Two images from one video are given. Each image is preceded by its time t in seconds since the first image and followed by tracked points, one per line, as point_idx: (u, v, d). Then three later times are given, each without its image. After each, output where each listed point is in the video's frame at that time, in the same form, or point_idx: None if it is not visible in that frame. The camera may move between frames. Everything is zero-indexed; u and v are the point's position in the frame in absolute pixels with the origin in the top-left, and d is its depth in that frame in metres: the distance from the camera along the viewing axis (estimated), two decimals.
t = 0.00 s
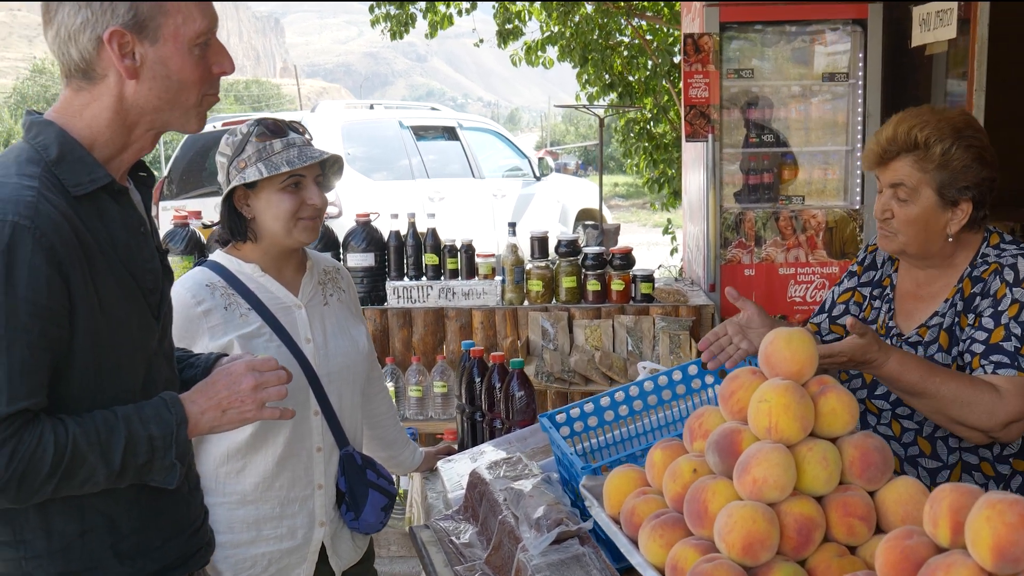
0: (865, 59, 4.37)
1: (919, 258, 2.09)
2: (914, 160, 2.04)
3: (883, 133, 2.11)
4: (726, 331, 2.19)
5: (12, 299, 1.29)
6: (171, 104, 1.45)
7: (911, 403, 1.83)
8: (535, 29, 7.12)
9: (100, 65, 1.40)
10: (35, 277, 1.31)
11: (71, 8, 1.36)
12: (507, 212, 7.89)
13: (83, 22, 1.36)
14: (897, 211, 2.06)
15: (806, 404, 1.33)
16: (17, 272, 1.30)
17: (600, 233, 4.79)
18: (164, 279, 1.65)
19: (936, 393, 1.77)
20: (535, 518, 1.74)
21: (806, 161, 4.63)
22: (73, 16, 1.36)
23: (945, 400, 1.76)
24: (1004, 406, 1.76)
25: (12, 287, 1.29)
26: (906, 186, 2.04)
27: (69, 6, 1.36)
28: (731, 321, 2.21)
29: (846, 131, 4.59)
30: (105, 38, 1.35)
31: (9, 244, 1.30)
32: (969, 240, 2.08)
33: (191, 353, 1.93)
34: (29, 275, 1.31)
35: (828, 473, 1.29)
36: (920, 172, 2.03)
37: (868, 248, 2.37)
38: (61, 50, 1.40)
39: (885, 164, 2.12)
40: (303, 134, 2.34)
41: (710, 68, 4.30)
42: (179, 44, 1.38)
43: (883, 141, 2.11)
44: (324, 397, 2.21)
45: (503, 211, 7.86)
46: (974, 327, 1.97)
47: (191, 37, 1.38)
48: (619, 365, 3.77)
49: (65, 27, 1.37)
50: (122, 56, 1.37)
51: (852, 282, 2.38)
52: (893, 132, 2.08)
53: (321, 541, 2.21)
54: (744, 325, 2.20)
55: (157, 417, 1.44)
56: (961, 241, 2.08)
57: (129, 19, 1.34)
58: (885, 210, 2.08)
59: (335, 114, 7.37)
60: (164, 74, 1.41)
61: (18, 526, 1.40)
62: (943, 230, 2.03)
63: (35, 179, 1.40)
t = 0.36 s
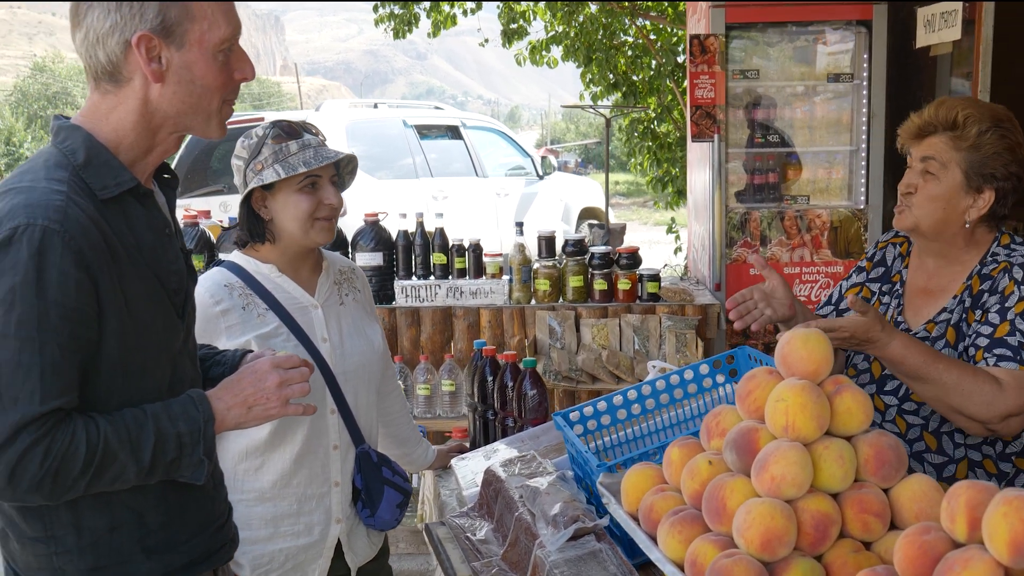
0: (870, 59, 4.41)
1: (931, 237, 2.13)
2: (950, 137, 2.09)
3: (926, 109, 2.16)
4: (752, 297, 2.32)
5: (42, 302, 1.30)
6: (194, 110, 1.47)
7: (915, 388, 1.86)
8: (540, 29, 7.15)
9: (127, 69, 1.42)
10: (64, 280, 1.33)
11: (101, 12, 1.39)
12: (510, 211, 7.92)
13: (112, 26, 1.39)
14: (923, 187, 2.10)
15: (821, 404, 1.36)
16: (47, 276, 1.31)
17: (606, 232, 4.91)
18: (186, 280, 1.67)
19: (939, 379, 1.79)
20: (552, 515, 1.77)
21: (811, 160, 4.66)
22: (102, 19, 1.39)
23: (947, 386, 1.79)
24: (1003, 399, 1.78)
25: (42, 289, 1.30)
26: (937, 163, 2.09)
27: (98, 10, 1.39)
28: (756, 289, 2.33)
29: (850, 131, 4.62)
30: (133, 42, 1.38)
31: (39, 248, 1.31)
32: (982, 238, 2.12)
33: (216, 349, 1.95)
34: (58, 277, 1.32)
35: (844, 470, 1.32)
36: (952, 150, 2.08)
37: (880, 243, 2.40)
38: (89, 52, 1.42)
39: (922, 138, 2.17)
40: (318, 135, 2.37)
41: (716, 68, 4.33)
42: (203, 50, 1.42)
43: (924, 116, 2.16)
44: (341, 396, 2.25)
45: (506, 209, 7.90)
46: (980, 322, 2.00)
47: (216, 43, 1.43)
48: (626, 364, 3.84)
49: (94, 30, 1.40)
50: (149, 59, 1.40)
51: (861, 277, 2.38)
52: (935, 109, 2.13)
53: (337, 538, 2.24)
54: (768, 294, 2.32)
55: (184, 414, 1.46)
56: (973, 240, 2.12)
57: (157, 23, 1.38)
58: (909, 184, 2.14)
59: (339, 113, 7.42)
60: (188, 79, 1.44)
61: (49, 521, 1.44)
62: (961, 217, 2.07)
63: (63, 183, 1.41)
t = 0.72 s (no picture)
0: (877, 59, 4.43)
1: (948, 246, 2.14)
2: (957, 147, 2.11)
3: (929, 120, 2.17)
4: (750, 338, 2.22)
5: (68, 304, 1.24)
6: (212, 108, 1.43)
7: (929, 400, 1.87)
8: (544, 28, 7.15)
9: (143, 70, 1.38)
10: (89, 280, 1.27)
11: (116, 14, 1.35)
12: (513, 209, 7.89)
13: (127, 28, 1.35)
14: (935, 198, 2.11)
15: (849, 404, 1.37)
16: (72, 277, 1.26)
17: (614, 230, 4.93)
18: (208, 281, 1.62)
19: (955, 391, 1.79)
20: (574, 514, 1.79)
21: (816, 160, 4.69)
22: (118, 21, 1.35)
23: (963, 397, 1.79)
24: (1020, 402, 1.79)
25: (66, 290, 1.25)
26: (946, 173, 2.11)
27: (113, 12, 1.35)
28: (754, 327, 2.24)
29: (856, 131, 4.65)
30: (148, 42, 1.35)
31: (63, 251, 1.26)
32: (997, 240, 2.14)
33: (236, 350, 1.94)
34: (83, 277, 1.26)
35: (871, 470, 1.34)
36: (961, 160, 2.10)
37: (893, 248, 2.42)
38: (105, 55, 1.39)
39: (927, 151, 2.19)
40: (334, 136, 2.37)
41: (724, 68, 4.35)
42: (219, 47, 1.39)
43: (928, 127, 2.17)
44: (359, 395, 2.26)
45: (509, 208, 7.87)
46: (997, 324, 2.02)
47: (230, 41, 1.39)
48: (635, 362, 3.81)
49: (109, 32, 1.37)
50: (165, 60, 1.37)
51: (875, 282, 2.41)
52: (938, 120, 2.15)
53: (354, 537, 2.25)
54: (768, 331, 2.22)
55: (209, 414, 1.40)
56: (990, 241, 2.14)
57: (172, 23, 1.34)
58: (921, 197, 2.14)
59: (342, 112, 7.43)
60: (205, 77, 1.40)
61: (79, 521, 1.42)
62: (976, 222, 2.09)
63: (84, 185, 1.35)
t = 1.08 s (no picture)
0: (876, 57, 4.43)
1: (956, 245, 2.14)
2: (963, 145, 2.10)
3: (934, 117, 2.17)
4: (757, 336, 2.20)
5: (59, 305, 1.22)
6: (205, 95, 1.39)
7: (938, 400, 1.87)
8: (542, 26, 7.14)
9: (132, 63, 1.35)
10: (81, 280, 1.24)
11: (99, 7, 1.32)
12: (509, 208, 7.88)
13: (112, 20, 1.32)
14: (941, 196, 2.11)
15: (864, 402, 1.37)
16: (63, 277, 1.23)
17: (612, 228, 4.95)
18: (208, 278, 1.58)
19: (963, 391, 1.79)
20: (582, 513, 1.78)
21: (815, 158, 4.69)
22: (102, 14, 1.33)
23: (971, 396, 1.79)
24: None
25: (58, 291, 1.22)
26: (952, 171, 2.10)
27: (97, 5, 1.32)
28: (761, 326, 2.23)
29: (856, 130, 4.65)
30: (134, 33, 1.32)
31: (55, 251, 1.23)
32: (1003, 238, 2.13)
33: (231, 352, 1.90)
34: (75, 277, 1.23)
35: (887, 468, 1.33)
36: (966, 158, 2.09)
37: (899, 246, 2.41)
38: (93, 51, 1.35)
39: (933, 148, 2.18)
40: (334, 131, 2.34)
41: (724, 67, 4.36)
42: (207, 33, 1.35)
43: (933, 125, 2.17)
44: (362, 394, 2.24)
45: (505, 206, 7.87)
46: (1004, 322, 2.01)
47: (219, 24, 1.36)
48: (635, 361, 3.81)
49: (94, 27, 1.34)
50: (153, 50, 1.33)
51: (882, 280, 2.41)
52: (944, 118, 2.14)
53: (358, 537, 2.23)
54: (773, 329, 2.23)
55: (208, 417, 1.38)
56: (995, 240, 2.14)
57: (157, 12, 1.31)
58: (928, 195, 2.14)
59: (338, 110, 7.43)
60: (195, 65, 1.36)
61: (83, 524, 1.40)
62: (983, 220, 2.09)
63: (77, 182, 1.32)
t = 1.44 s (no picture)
0: (868, 60, 4.44)
1: (949, 252, 2.14)
2: (956, 151, 2.10)
3: (927, 123, 2.17)
4: (749, 343, 2.19)
5: (31, 315, 1.20)
6: (184, 102, 1.36)
7: (930, 406, 1.87)
8: (533, 27, 7.13)
9: (106, 74, 1.32)
10: (53, 290, 1.22)
11: (69, 18, 1.28)
12: (501, 209, 7.87)
13: (84, 32, 1.28)
14: (934, 202, 2.11)
15: (858, 412, 1.36)
16: (35, 287, 1.21)
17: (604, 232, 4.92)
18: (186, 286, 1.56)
19: (956, 398, 1.79)
20: (575, 521, 1.76)
21: (807, 160, 4.69)
22: (73, 25, 1.29)
23: (964, 403, 1.79)
24: (1020, 408, 1.78)
25: (30, 302, 1.20)
26: (945, 177, 2.11)
27: (67, 16, 1.28)
28: (753, 333, 2.23)
29: (847, 133, 4.66)
30: (108, 44, 1.28)
31: (26, 261, 1.21)
32: (995, 244, 2.14)
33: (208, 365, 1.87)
34: (47, 288, 1.22)
35: (880, 478, 1.32)
36: (960, 163, 2.09)
37: (892, 250, 2.42)
38: (65, 63, 1.32)
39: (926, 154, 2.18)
40: (317, 137, 2.34)
41: (716, 69, 4.33)
42: (181, 38, 1.32)
43: (927, 131, 2.17)
44: (352, 402, 2.22)
45: (496, 208, 7.86)
46: (997, 328, 2.01)
47: (192, 29, 1.32)
48: (626, 364, 3.82)
49: (66, 39, 1.30)
50: (128, 60, 1.30)
51: (874, 285, 2.42)
52: (937, 123, 2.14)
53: (347, 545, 2.22)
54: (765, 336, 2.23)
55: (184, 432, 1.36)
56: (987, 246, 2.14)
57: (129, 21, 1.28)
58: (921, 201, 2.14)
59: (329, 112, 7.41)
60: (171, 72, 1.33)
61: (61, 541, 1.38)
62: (976, 226, 2.09)
63: (49, 192, 1.30)
